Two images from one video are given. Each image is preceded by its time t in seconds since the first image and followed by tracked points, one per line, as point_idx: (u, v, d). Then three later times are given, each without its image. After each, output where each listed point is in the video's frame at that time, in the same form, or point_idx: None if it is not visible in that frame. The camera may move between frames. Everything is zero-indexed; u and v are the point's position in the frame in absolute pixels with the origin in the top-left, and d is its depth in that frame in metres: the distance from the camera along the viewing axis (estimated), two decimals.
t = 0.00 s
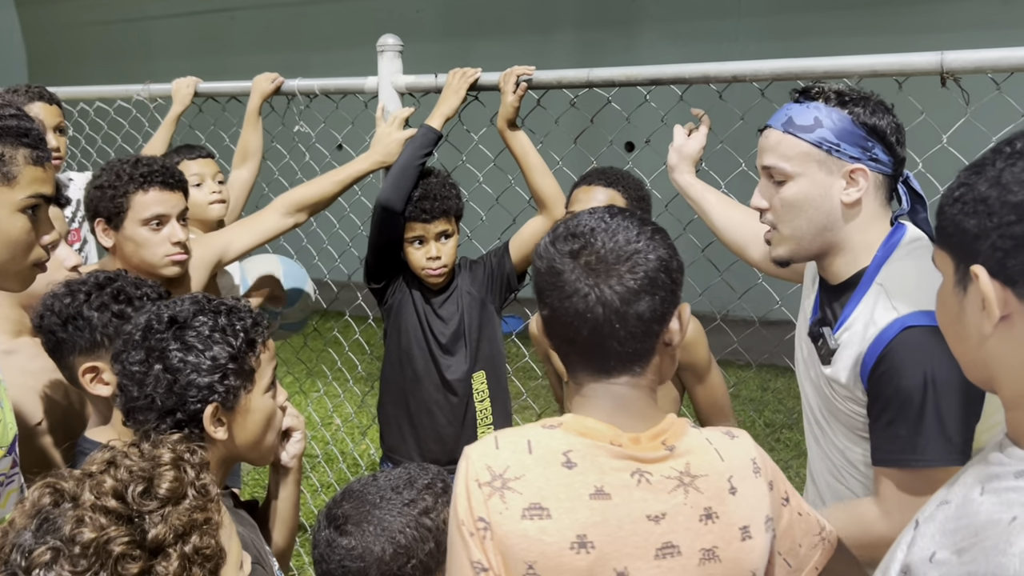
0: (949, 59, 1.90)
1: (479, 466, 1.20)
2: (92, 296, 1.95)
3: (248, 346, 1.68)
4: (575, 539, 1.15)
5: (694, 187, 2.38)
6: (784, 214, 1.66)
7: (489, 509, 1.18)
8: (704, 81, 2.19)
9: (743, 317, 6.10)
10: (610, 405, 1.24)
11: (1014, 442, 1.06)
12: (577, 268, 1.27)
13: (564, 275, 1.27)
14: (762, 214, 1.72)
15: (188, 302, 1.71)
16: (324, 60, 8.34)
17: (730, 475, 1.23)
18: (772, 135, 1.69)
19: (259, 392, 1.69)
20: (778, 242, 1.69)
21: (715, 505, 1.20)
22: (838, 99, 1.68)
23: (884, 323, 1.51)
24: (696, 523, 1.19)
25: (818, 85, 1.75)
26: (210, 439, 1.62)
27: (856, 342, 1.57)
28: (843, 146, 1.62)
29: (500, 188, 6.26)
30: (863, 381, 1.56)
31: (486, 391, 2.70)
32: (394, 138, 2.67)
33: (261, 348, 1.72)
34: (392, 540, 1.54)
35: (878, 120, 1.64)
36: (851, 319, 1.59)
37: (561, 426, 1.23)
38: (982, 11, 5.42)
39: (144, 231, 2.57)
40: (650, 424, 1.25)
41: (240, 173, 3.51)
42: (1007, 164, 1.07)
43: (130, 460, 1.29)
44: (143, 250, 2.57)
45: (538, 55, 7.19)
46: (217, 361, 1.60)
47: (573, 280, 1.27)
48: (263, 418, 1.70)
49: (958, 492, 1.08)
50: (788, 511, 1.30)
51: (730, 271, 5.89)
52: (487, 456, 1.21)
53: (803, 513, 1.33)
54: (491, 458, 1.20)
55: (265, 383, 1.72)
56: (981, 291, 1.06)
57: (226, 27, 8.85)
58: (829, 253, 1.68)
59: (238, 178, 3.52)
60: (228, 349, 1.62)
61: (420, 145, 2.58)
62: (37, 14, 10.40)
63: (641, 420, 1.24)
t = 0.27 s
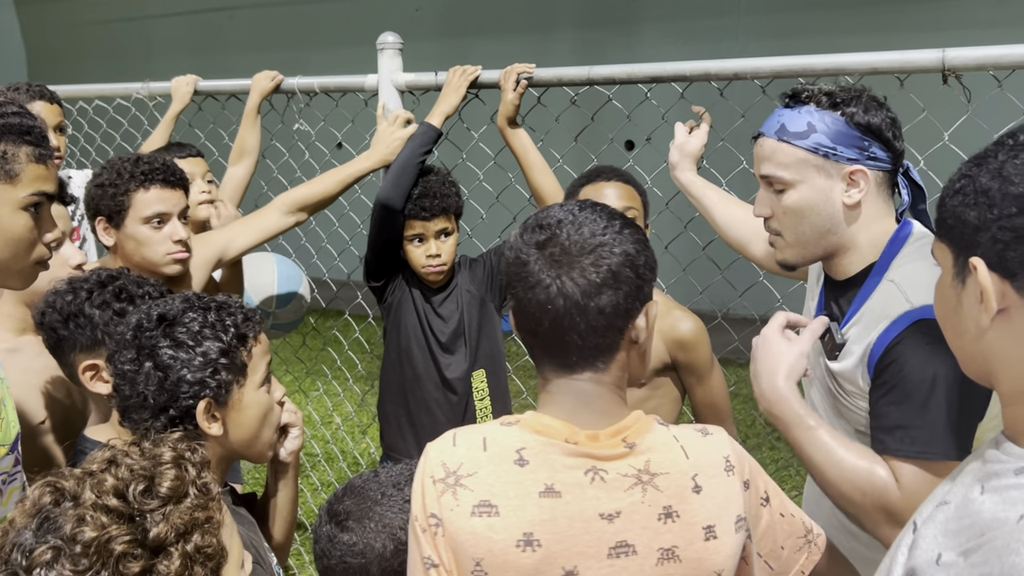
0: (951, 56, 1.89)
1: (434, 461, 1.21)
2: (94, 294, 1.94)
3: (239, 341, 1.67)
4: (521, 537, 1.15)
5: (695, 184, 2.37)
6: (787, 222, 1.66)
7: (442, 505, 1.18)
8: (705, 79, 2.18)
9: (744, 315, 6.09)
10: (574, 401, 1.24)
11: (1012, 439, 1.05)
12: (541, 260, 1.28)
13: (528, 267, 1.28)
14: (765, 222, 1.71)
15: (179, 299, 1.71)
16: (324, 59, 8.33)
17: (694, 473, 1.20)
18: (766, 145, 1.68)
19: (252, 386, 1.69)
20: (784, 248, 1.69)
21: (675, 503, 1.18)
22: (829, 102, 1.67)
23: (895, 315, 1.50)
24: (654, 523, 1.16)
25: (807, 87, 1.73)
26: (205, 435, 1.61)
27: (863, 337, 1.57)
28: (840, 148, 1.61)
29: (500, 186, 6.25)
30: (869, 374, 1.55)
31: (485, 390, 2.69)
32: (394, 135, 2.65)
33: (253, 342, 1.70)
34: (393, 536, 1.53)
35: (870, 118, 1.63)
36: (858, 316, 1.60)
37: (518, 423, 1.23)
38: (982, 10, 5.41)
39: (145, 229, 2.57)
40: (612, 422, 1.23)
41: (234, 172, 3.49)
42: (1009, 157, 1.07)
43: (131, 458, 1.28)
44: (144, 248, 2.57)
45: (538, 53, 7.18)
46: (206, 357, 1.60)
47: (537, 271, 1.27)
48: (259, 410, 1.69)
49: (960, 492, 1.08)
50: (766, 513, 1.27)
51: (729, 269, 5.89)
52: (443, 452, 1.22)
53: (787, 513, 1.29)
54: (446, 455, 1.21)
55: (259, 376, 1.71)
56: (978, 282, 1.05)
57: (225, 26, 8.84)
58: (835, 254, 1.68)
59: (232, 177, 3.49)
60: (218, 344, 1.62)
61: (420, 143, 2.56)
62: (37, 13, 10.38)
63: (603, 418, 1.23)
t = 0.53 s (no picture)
0: (951, 54, 1.89)
1: (407, 460, 1.23)
2: (92, 291, 1.95)
3: (230, 339, 1.67)
4: (487, 538, 1.16)
5: (694, 181, 2.37)
6: (780, 211, 1.66)
7: (412, 503, 1.21)
8: (704, 76, 2.17)
9: (744, 314, 6.09)
10: (550, 401, 1.24)
11: (1009, 429, 1.05)
12: (511, 255, 1.28)
13: (498, 263, 1.29)
14: (758, 210, 1.71)
15: (171, 298, 1.70)
16: (324, 58, 8.32)
17: (669, 473, 1.19)
18: (769, 131, 1.68)
19: (243, 385, 1.68)
20: (774, 238, 1.69)
21: (648, 504, 1.17)
22: (835, 94, 1.67)
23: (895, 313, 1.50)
24: (625, 524, 1.16)
25: (815, 79, 1.74)
26: (195, 434, 1.62)
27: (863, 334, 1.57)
28: (840, 142, 1.61)
29: (499, 185, 6.26)
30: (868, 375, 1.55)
31: (486, 388, 2.68)
32: (394, 133, 2.65)
33: (245, 342, 1.70)
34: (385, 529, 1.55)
35: (875, 115, 1.63)
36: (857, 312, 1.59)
37: (490, 422, 1.24)
38: (982, 9, 5.41)
39: (144, 227, 2.57)
40: (587, 420, 1.22)
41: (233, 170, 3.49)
42: (991, 155, 1.06)
43: (124, 457, 1.28)
44: (144, 246, 2.57)
45: (538, 52, 7.17)
46: (196, 356, 1.60)
47: (506, 267, 1.28)
48: (251, 412, 1.70)
49: (956, 482, 1.08)
50: (754, 513, 1.26)
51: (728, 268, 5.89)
52: (416, 451, 1.24)
53: (775, 517, 1.28)
54: (419, 453, 1.23)
55: (252, 376, 1.71)
56: (967, 279, 1.05)
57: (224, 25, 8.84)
58: (828, 248, 1.68)
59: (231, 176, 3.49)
60: (208, 343, 1.62)
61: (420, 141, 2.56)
62: (37, 13, 10.38)
63: (577, 417, 1.22)
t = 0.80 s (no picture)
0: (949, 54, 1.89)
1: (405, 463, 1.23)
2: (91, 290, 1.95)
3: (228, 340, 1.67)
4: (487, 542, 1.16)
5: (693, 180, 2.38)
6: (775, 208, 1.67)
7: (410, 506, 1.21)
8: (703, 76, 2.17)
9: (742, 314, 6.10)
10: (546, 400, 1.24)
11: (1008, 428, 1.05)
12: (509, 251, 1.28)
13: (496, 259, 1.29)
14: (753, 208, 1.72)
15: (170, 297, 1.71)
16: (323, 58, 8.32)
17: (668, 474, 1.19)
18: (764, 129, 1.69)
19: (239, 385, 1.68)
20: (768, 235, 1.70)
21: (647, 505, 1.17)
22: (830, 92, 1.68)
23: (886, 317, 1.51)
24: (625, 526, 1.16)
25: (810, 78, 1.74)
26: (190, 433, 1.62)
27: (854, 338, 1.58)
28: (835, 139, 1.62)
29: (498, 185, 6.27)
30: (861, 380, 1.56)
31: (486, 388, 2.69)
32: (394, 133, 2.65)
33: (242, 342, 1.70)
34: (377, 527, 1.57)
35: (869, 114, 1.64)
36: (849, 313, 1.60)
37: (488, 423, 1.23)
38: (981, 10, 5.42)
39: (147, 227, 2.57)
40: (585, 421, 1.22)
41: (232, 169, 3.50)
42: (983, 156, 1.07)
43: (120, 455, 1.28)
44: (147, 244, 2.57)
45: (537, 53, 7.18)
46: (194, 356, 1.60)
47: (504, 263, 1.28)
48: (247, 412, 1.70)
49: (952, 479, 1.08)
50: (754, 512, 1.25)
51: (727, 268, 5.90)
52: (413, 453, 1.24)
53: (775, 515, 1.28)
54: (416, 456, 1.23)
55: (248, 376, 1.71)
56: (962, 280, 1.06)
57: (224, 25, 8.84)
58: (819, 245, 1.68)
59: (230, 175, 3.50)
60: (206, 343, 1.62)
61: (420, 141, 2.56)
62: (37, 12, 10.38)
63: (575, 417, 1.22)
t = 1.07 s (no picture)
0: (946, 56, 1.90)
1: (410, 472, 1.20)
2: (87, 290, 1.95)
3: (222, 342, 1.67)
4: (502, 551, 1.15)
5: (690, 182, 2.38)
6: (767, 212, 1.67)
7: (419, 517, 1.18)
8: (699, 78, 2.17)
9: (739, 315, 6.11)
10: (551, 402, 1.22)
11: (997, 429, 1.06)
12: (522, 249, 1.26)
13: (508, 256, 1.26)
14: (745, 212, 1.72)
15: (166, 297, 1.71)
16: (321, 59, 8.32)
17: (675, 477, 1.20)
18: (755, 133, 1.69)
19: (231, 387, 1.68)
20: (760, 239, 1.70)
21: (656, 509, 1.18)
22: (820, 96, 1.68)
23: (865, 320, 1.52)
24: (634, 531, 1.17)
25: (800, 81, 1.74)
26: (180, 434, 1.62)
27: (840, 340, 1.58)
28: (825, 144, 1.62)
29: (496, 185, 6.27)
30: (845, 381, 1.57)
31: (483, 389, 2.67)
32: (392, 134, 2.64)
33: (236, 345, 1.70)
34: (367, 531, 1.57)
35: (860, 117, 1.64)
36: (837, 315, 1.60)
37: (496, 430, 1.21)
38: (978, 12, 5.43)
39: (146, 228, 2.57)
40: (592, 425, 1.21)
41: (229, 170, 3.49)
42: (968, 160, 1.08)
43: (110, 456, 1.28)
44: (145, 246, 2.57)
45: (535, 53, 7.18)
46: (186, 357, 1.60)
47: (516, 260, 1.25)
48: (239, 414, 1.69)
49: (943, 479, 1.08)
50: (756, 513, 1.27)
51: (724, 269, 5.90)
52: (419, 462, 1.20)
53: (776, 515, 1.28)
54: (423, 465, 1.20)
55: (241, 380, 1.70)
56: (952, 283, 1.06)
57: (222, 25, 8.84)
58: (810, 253, 1.68)
59: (227, 175, 3.50)
60: (198, 344, 1.62)
61: (416, 142, 2.55)
62: (35, 12, 10.38)
63: (583, 422, 1.21)
